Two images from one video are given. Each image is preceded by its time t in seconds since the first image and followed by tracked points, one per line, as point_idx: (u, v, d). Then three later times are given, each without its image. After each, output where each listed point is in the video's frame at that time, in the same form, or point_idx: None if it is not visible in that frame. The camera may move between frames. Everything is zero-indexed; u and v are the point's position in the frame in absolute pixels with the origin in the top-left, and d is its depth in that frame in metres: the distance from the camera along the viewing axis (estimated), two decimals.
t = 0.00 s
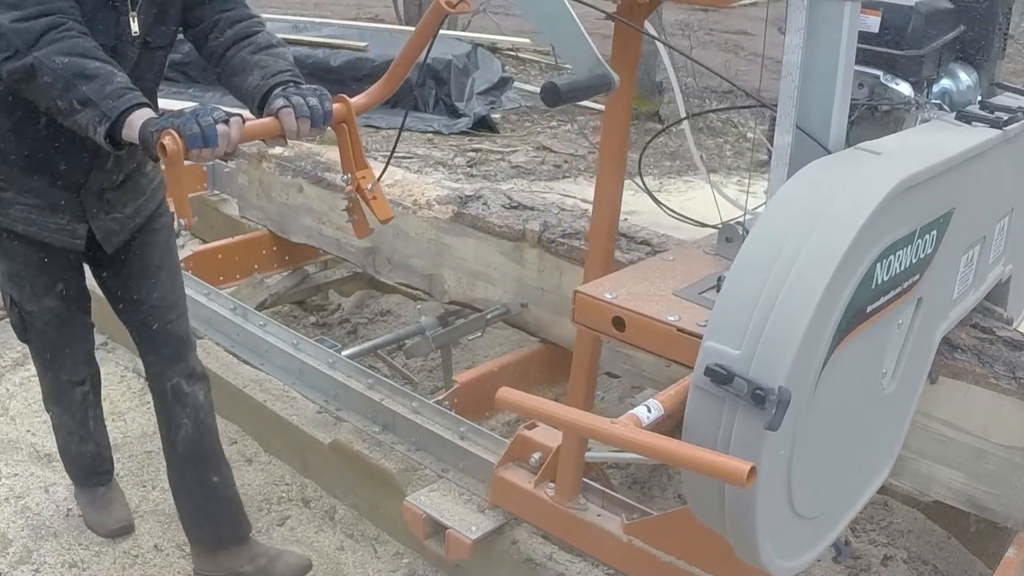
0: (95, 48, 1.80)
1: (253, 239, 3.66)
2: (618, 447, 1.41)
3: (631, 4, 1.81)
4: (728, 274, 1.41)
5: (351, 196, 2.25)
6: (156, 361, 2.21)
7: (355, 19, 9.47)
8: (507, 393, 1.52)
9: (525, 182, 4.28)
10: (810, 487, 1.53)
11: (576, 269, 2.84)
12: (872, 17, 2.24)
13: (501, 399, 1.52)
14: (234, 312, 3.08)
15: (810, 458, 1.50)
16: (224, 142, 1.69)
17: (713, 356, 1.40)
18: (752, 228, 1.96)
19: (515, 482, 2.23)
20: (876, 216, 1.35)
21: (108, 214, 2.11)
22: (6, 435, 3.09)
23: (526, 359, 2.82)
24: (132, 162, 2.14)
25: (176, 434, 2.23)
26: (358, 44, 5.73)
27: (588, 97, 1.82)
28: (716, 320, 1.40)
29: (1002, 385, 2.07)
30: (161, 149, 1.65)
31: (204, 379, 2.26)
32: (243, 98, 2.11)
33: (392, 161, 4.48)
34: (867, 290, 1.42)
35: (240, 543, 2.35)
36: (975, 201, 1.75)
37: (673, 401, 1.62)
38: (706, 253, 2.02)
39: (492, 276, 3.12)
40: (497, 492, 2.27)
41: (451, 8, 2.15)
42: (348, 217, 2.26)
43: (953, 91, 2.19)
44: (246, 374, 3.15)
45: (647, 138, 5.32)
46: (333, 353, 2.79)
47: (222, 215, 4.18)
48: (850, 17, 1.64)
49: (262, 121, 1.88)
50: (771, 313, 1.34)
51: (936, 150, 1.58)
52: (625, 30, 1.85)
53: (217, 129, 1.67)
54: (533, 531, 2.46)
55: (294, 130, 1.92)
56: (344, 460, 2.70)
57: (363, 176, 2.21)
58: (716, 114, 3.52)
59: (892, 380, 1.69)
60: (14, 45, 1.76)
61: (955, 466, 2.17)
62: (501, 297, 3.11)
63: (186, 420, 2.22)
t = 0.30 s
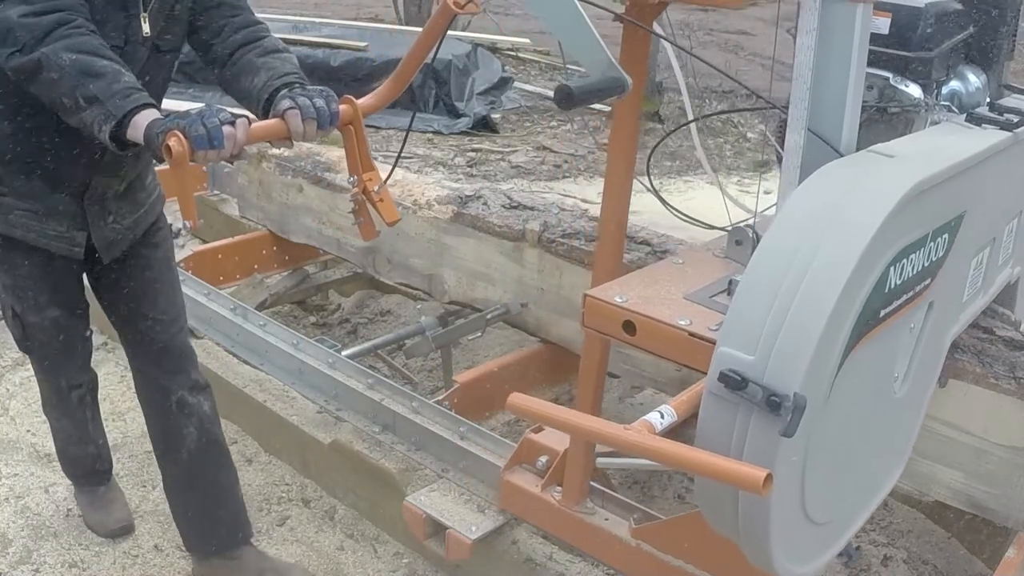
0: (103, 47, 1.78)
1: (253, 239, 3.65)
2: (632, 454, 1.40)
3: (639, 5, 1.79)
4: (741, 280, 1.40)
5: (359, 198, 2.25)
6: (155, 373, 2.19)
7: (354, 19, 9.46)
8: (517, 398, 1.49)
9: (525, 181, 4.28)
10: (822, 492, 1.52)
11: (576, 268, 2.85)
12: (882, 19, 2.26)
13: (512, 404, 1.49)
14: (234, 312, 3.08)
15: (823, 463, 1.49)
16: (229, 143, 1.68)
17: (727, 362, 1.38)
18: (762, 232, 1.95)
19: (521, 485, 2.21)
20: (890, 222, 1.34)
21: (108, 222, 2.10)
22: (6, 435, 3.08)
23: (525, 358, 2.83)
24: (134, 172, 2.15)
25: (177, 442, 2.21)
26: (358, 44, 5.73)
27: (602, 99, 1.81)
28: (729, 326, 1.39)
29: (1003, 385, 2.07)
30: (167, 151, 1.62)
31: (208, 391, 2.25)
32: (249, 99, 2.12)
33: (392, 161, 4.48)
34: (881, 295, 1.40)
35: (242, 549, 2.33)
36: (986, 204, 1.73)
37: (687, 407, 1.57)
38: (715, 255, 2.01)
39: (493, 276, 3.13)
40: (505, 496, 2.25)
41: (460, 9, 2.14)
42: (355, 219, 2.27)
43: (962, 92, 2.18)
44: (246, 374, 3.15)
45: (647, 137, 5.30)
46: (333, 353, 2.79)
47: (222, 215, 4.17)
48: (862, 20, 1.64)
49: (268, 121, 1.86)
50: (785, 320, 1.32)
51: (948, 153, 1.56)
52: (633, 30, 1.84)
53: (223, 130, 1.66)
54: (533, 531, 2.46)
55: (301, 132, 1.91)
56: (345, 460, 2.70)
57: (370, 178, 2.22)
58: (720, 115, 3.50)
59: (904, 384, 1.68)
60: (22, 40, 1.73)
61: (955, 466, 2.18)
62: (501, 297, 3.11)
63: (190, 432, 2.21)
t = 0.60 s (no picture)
0: (111, 47, 1.77)
1: (253, 239, 3.66)
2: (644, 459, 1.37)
3: (647, 5, 1.78)
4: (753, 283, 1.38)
5: (365, 200, 2.23)
6: (158, 377, 2.19)
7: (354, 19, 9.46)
8: (529, 402, 1.47)
9: (525, 181, 4.27)
10: (833, 497, 1.50)
11: (576, 268, 2.85)
12: (891, 21, 2.32)
13: (523, 409, 1.46)
14: (234, 312, 3.09)
15: (834, 469, 1.47)
16: (236, 145, 1.66)
17: (740, 366, 1.36)
18: (771, 234, 1.96)
19: (528, 488, 2.20)
20: (904, 224, 1.32)
21: (103, 227, 2.11)
22: (7, 435, 3.09)
23: (527, 358, 2.83)
24: (132, 177, 2.15)
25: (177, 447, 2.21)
26: (358, 44, 5.73)
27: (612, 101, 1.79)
28: (742, 330, 1.36)
29: (1002, 385, 2.07)
30: (172, 151, 1.60)
31: (210, 394, 2.25)
32: (252, 101, 2.10)
33: (391, 161, 4.48)
34: (893, 298, 1.38)
35: (244, 552, 2.31)
36: (995, 206, 1.71)
37: (698, 412, 1.54)
38: (724, 257, 2.03)
39: (492, 276, 3.13)
40: (512, 499, 2.23)
41: (466, 9, 2.13)
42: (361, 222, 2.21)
43: (970, 94, 2.26)
44: (246, 374, 3.15)
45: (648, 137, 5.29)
46: (333, 353, 2.79)
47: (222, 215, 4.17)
48: (874, 22, 1.62)
49: (274, 125, 1.85)
50: (799, 324, 1.30)
51: (960, 155, 1.54)
52: (640, 30, 1.82)
53: (229, 131, 1.64)
54: (533, 531, 2.46)
55: (306, 133, 1.90)
56: (345, 460, 2.70)
57: (377, 179, 2.21)
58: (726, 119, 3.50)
59: (913, 388, 1.66)
60: (30, 36, 1.72)
61: (955, 466, 2.18)
62: (501, 297, 3.11)
63: (190, 434, 2.20)
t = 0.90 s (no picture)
0: (119, 48, 1.77)
1: (253, 239, 3.65)
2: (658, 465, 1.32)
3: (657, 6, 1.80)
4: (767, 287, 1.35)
5: (372, 202, 2.21)
6: (157, 377, 2.18)
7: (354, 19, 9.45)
8: (541, 409, 1.44)
9: (525, 181, 4.27)
10: (845, 502, 1.48)
11: (576, 268, 2.85)
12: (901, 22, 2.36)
13: (535, 415, 1.44)
14: (234, 312, 3.08)
15: (847, 474, 1.45)
16: (241, 146, 1.66)
17: (754, 371, 1.33)
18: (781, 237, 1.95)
19: (534, 491, 2.19)
20: (920, 228, 1.30)
21: (99, 227, 2.11)
22: (7, 434, 3.08)
23: (528, 359, 2.83)
24: (130, 181, 2.15)
25: (176, 448, 2.20)
26: (358, 44, 5.73)
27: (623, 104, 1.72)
28: (757, 334, 1.33)
29: (1003, 386, 2.07)
30: (178, 155, 1.61)
31: (210, 394, 2.25)
32: (257, 103, 2.10)
33: (391, 161, 4.48)
34: (908, 302, 1.36)
35: (243, 553, 2.31)
36: (1007, 208, 1.69)
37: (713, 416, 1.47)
38: (733, 260, 2.02)
39: (492, 276, 3.13)
40: (519, 502, 2.22)
41: (475, 9, 2.11)
42: (369, 225, 2.21)
43: (978, 95, 2.27)
44: (246, 374, 3.15)
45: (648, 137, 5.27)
46: (333, 353, 2.79)
47: (222, 215, 4.18)
48: (886, 23, 1.63)
49: (279, 125, 1.85)
50: (815, 328, 1.28)
51: (974, 157, 1.52)
52: (649, 32, 1.83)
53: (234, 133, 1.64)
54: (532, 532, 2.44)
55: (312, 134, 1.90)
56: (345, 460, 2.71)
57: (383, 181, 2.19)
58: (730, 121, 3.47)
59: (924, 392, 1.64)
60: (38, 34, 1.72)
61: (954, 466, 2.18)
62: (501, 297, 3.11)
63: (188, 433, 2.20)
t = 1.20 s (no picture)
0: (126, 50, 1.76)
1: (254, 239, 3.65)
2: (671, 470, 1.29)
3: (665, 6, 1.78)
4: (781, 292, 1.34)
5: (378, 205, 2.19)
6: (157, 378, 2.18)
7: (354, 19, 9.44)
8: (552, 412, 1.36)
9: (525, 181, 4.26)
10: (857, 508, 1.46)
11: (576, 269, 2.85)
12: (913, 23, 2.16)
13: (545, 417, 1.35)
14: (235, 312, 3.09)
15: (859, 480, 1.43)
16: (248, 148, 1.66)
17: (768, 376, 1.33)
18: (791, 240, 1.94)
19: (541, 495, 2.16)
20: (934, 233, 1.27)
21: (97, 231, 2.10)
22: (7, 435, 3.09)
23: (527, 358, 2.83)
24: (128, 184, 2.15)
25: (176, 449, 2.20)
26: (358, 44, 5.73)
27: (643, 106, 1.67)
28: (770, 340, 1.33)
29: (1003, 385, 2.07)
30: (184, 155, 1.59)
31: (208, 395, 2.25)
32: (263, 106, 2.09)
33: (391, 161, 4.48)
34: (922, 308, 1.34)
35: (242, 554, 2.31)
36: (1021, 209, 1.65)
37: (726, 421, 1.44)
38: (744, 264, 2.01)
39: (492, 276, 3.13)
40: (524, 507, 2.19)
41: (483, 10, 2.06)
42: (376, 227, 2.18)
43: (989, 98, 2.14)
44: (246, 374, 3.15)
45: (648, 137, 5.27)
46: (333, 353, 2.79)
47: (222, 215, 4.19)
48: (900, 25, 1.63)
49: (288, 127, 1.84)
50: (829, 334, 1.27)
51: (987, 159, 1.49)
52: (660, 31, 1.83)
53: (241, 134, 1.64)
54: (533, 532, 2.43)
55: (320, 136, 1.89)
56: (345, 460, 2.71)
57: (391, 183, 2.18)
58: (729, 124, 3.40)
59: (936, 396, 1.61)
60: (46, 34, 1.72)
61: (955, 466, 2.19)
62: (501, 297, 3.11)
63: (188, 434, 2.20)
